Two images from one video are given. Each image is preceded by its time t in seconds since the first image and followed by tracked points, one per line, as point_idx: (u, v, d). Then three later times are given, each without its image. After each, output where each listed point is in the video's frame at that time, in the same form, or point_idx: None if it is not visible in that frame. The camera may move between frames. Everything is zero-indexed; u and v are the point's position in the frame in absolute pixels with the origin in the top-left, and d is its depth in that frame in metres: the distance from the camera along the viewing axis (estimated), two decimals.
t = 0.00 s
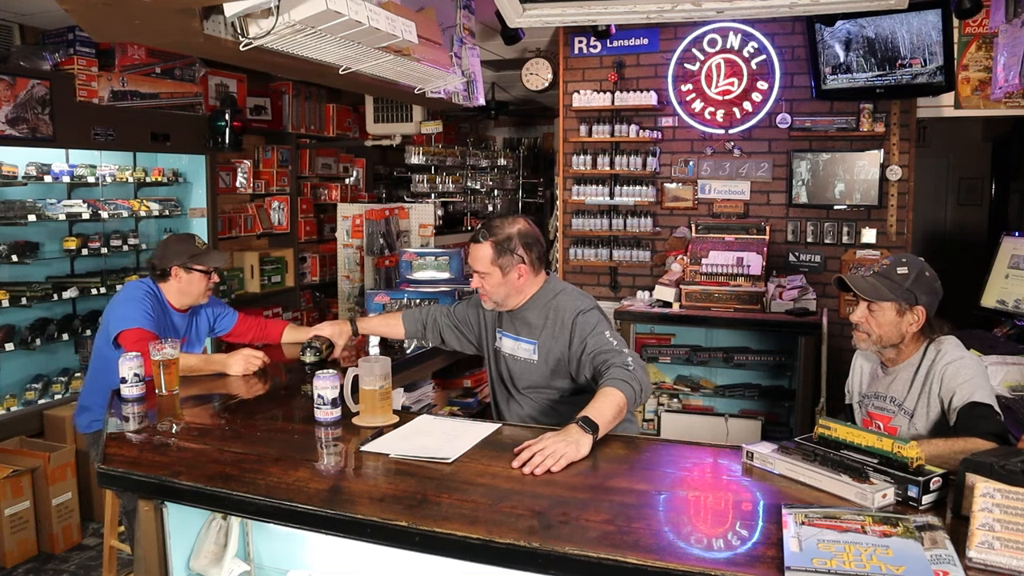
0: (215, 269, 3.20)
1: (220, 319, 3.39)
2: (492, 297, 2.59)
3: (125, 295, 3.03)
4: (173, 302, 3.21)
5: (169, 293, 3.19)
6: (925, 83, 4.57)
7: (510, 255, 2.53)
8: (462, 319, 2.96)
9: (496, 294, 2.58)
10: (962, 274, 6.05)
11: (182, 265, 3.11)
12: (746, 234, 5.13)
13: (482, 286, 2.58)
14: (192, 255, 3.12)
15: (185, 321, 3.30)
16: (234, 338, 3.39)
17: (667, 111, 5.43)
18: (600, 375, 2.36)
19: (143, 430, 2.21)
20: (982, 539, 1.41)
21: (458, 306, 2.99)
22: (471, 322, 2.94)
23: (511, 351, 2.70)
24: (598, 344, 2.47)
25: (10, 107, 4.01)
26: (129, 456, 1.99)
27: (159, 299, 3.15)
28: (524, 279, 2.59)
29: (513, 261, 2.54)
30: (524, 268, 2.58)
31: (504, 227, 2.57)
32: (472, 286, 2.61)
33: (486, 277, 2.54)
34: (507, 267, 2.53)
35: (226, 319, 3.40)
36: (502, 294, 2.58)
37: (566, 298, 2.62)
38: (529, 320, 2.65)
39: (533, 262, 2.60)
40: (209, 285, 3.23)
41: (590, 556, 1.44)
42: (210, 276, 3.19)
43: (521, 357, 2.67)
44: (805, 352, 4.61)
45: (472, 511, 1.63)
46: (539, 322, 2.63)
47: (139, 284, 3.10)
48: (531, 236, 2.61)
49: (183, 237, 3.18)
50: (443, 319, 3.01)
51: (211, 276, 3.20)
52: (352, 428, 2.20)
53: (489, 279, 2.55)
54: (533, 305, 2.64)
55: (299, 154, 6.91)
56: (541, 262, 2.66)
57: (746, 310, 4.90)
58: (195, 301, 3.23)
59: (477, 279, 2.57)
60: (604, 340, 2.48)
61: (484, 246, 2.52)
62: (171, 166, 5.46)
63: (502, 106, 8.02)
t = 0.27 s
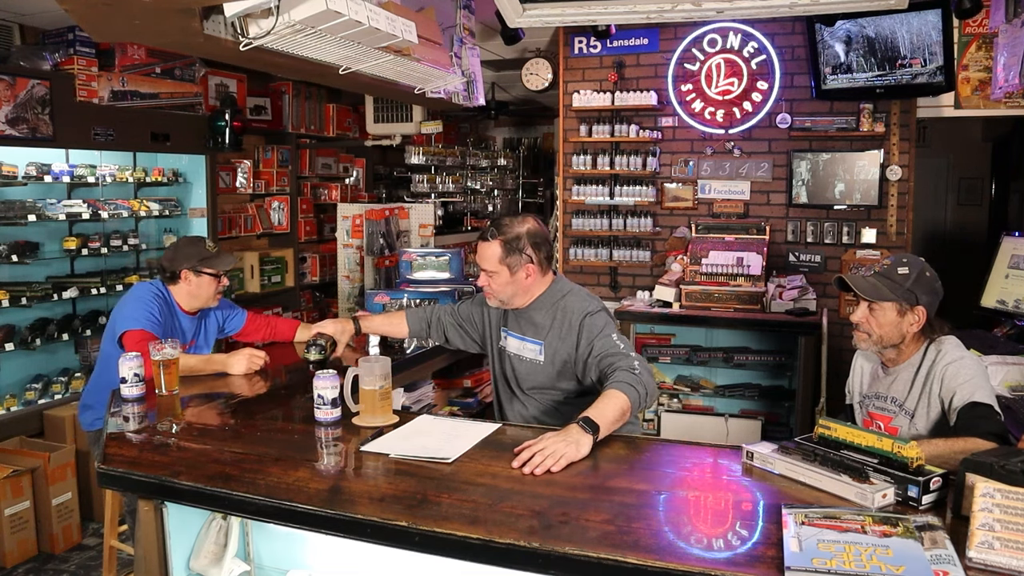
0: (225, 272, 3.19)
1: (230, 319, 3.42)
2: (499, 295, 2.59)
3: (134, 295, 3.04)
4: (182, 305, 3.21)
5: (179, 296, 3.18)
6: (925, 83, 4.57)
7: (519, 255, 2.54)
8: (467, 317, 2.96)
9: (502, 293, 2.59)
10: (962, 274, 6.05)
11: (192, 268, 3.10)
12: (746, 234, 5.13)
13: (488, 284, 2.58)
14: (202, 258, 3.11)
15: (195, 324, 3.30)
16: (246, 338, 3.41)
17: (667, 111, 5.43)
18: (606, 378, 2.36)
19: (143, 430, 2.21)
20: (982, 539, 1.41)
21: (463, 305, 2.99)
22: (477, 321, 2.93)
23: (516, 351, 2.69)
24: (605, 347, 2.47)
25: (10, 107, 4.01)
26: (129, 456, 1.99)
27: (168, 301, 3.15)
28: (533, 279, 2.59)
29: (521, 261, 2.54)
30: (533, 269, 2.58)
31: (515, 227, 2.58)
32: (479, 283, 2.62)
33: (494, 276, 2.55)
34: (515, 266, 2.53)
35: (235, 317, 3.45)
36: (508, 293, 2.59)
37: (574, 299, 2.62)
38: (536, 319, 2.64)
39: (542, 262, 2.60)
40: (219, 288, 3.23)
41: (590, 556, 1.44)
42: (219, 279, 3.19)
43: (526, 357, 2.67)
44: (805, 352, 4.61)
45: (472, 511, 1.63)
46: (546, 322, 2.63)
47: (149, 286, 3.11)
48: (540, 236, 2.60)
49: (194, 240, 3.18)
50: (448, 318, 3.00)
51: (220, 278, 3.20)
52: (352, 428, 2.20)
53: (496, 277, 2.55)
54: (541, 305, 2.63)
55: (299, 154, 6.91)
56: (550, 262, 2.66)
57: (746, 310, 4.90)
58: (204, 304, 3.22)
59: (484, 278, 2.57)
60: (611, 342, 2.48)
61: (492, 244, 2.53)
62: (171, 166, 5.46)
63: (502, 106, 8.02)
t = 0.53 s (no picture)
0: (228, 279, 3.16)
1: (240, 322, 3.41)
2: (510, 293, 2.59)
3: (143, 296, 3.05)
4: (190, 309, 3.22)
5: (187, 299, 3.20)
6: (925, 83, 4.57)
7: (534, 253, 2.53)
8: (475, 314, 2.96)
9: (514, 291, 2.58)
10: (962, 274, 6.06)
11: (193, 272, 3.10)
12: (746, 234, 5.14)
13: (500, 282, 2.58)
14: (205, 263, 3.10)
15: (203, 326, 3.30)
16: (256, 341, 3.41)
17: (667, 111, 5.43)
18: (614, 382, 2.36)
19: (143, 430, 2.21)
20: (982, 539, 1.41)
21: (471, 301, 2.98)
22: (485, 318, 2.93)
23: (524, 350, 2.69)
24: (614, 351, 2.47)
25: (10, 107, 4.01)
26: (129, 456, 1.99)
27: (176, 304, 3.17)
28: (546, 278, 2.59)
29: (536, 260, 2.54)
30: (546, 267, 2.57)
31: (530, 225, 2.57)
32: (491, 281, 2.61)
33: (507, 273, 2.54)
34: (528, 265, 2.53)
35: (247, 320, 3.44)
36: (520, 291, 2.58)
37: (585, 301, 2.61)
38: (547, 320, 2.64)
39: (556, 262, 2.60)
40: (222, 294, 3.20)
41: (590, 556, 1.44)
42: (221, 285, 3.16)
43: (534, 357, 2.66)
44: (804, 352, 4.62)
45: (472, 511, 1.63)
46: (557, 323, 2.62)
47: (158, 286, 3.15)
48: (555, 236, 2.60)
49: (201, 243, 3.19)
50: (457, 312, 3.00)
51: (223, 284, 3.17)
52: (352, 428, 2.20)
53: (509, 275, 2.54)
54: (552, 306, 2.63)
55: (299, 154, 6.91)
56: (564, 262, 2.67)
57: (746, 310, 4.91)
58: (208, 309, 3.22)
59: (497, 275, 2.56)
60: (621, 346, 2.48)
61: (506, 242, 2.52)
62: (171, 166, 5.46)
63: (502, 106, 8.03)
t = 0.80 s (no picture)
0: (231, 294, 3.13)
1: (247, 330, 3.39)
2: (535, 292, 2.57)
3: (153, 298, 3.07)
4: (199, 314, 3.20)
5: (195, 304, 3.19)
6: (925, 83, 4.57)
7: (564, 252, 2.53)
8: (489, 309, 2.95)
9: (539, 289, 2.57)
10: (962, 274, 6.06)
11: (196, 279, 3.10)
12: (746, 234, 5.14)
13: (527, 279, 2.56)
14: (210, 272, 3.10)
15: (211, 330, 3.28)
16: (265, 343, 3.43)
17: (667, 111, 5.43)
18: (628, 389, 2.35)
19: (143, 430, 2.21)
20: (982, 539, 1.41)
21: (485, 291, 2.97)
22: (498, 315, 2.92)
23: (539, 349, 2.69)
24: (631, 358, 2.46)
25: (10, 107, 4.01)
26: (129, 456, 1.99)
27: (184, 308, 3.16)
28: (572, 278, 2.59)
29: (566, 259, 2.54)
30: (574, 266, 2.58)
31: (561, 223, 2.56)
32: (517, 277, 2.59)
33: (536, 270, 2.52)
34: (558, 263, 2.52)
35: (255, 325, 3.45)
36: (546, 290, 2.57)
37: (605, 306, 2.61)
38: (566, 321, 2.64)
39: (583, 261, 2.61)
40: (223, 306, 3.19)
41: (590, 556, 1.44)
42: (221, 298, 3.14)
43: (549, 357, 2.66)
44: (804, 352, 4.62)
45: (472, 511, 1.63)
46: (577, 326, 2.62)
47: (168, 287, 3.16)
48: (585, 235, 2.61)
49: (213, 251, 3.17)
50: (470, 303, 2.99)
51: (225, 298, 3.15)
52: (352, 428, 2.20)
53: (537, 272, 2.53)
54: (573, 308, 2.62)
55: (299, 154, 6.91)
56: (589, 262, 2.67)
57: (746, 310, 4.91)
58: (210, 317, 3.20)
59: (524, 271, 2.55)
60: (638, 353, 2.47)
61: (537, 239, 2.51)
62: (171, 166, 5.46)
63: (502, 106, 8.03)
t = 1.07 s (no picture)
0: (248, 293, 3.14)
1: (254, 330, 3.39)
2: (575, 293, 2.41)
3: (160, 299, 3.06)
4: (209, 314, 3.19)
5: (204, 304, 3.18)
6: (925, 83, 4.57)
7: (609, 251, 2.41)
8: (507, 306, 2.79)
9: (580, 291, 2.40)
10: (962, 274, 6.06)
11: (212, 281, 3.09)
12: (746, 234, 5.14)
13: (569, 279, 2.39)
14: (226, 274, 3.09)
15: (219, 331, 3.26)
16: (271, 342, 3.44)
17: (667, 111, 5.43)
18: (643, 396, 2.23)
19: (143, 430, 2.21)
20: (982, 539, 1.41)
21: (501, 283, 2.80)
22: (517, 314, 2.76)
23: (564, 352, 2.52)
24: (651, 366, 2.30)
25: (10, 107, 4.01)
26: (129, 456, 1.99)
27: (192, 309, 3.15)
28: (613, 279, 2.46)
29: (611, 258, 2.41)
30: (615, 269, 2.45)
31: (604, 223, 2.45)
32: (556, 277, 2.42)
33: (580, 268, 2.37)
34: (603, 264, 2.39)
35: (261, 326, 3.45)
36: (587, 292, 2.41)
37: (634, 312, 2.46)
38: (596, 324, 2.49)
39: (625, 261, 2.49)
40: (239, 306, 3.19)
41: (590, 556, 1.44)
42: (238, 297, 3.14)
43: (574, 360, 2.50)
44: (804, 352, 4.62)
45: (472, 511, 1.63)
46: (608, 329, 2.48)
47: (174, 289, 3.14)
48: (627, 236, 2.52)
49: (224, 254, 3.16)
50: (489, 299, 2.83)
51: (241, 297, 3.15)
52: (352, 428, 2.20)
53: (581, 272, 2.38)
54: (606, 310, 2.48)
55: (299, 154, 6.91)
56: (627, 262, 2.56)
57: (746, 310, 4.92)
58: (226, 318, 3.20)
59: (566, 270, 2.39)
60: (659, 361, 2.31)
61: (584, 237, 2.37)
62: (171, 166, 5.46)
63: (502, 106, 8.03)
